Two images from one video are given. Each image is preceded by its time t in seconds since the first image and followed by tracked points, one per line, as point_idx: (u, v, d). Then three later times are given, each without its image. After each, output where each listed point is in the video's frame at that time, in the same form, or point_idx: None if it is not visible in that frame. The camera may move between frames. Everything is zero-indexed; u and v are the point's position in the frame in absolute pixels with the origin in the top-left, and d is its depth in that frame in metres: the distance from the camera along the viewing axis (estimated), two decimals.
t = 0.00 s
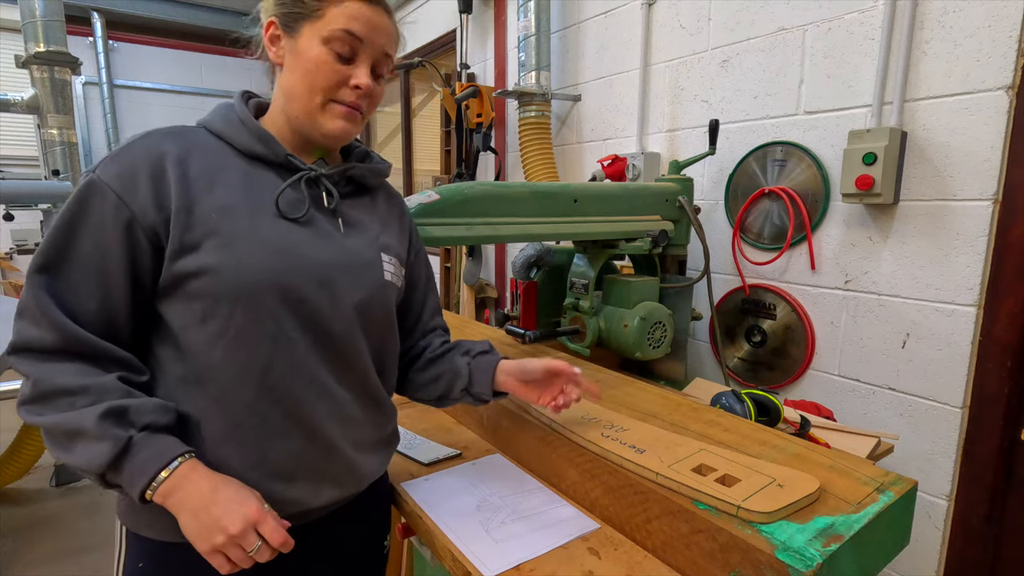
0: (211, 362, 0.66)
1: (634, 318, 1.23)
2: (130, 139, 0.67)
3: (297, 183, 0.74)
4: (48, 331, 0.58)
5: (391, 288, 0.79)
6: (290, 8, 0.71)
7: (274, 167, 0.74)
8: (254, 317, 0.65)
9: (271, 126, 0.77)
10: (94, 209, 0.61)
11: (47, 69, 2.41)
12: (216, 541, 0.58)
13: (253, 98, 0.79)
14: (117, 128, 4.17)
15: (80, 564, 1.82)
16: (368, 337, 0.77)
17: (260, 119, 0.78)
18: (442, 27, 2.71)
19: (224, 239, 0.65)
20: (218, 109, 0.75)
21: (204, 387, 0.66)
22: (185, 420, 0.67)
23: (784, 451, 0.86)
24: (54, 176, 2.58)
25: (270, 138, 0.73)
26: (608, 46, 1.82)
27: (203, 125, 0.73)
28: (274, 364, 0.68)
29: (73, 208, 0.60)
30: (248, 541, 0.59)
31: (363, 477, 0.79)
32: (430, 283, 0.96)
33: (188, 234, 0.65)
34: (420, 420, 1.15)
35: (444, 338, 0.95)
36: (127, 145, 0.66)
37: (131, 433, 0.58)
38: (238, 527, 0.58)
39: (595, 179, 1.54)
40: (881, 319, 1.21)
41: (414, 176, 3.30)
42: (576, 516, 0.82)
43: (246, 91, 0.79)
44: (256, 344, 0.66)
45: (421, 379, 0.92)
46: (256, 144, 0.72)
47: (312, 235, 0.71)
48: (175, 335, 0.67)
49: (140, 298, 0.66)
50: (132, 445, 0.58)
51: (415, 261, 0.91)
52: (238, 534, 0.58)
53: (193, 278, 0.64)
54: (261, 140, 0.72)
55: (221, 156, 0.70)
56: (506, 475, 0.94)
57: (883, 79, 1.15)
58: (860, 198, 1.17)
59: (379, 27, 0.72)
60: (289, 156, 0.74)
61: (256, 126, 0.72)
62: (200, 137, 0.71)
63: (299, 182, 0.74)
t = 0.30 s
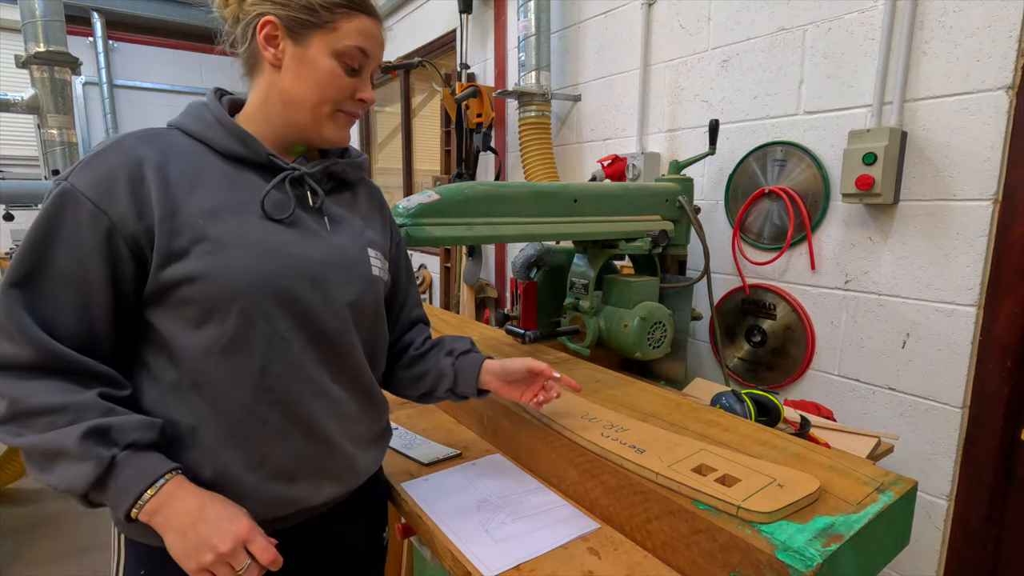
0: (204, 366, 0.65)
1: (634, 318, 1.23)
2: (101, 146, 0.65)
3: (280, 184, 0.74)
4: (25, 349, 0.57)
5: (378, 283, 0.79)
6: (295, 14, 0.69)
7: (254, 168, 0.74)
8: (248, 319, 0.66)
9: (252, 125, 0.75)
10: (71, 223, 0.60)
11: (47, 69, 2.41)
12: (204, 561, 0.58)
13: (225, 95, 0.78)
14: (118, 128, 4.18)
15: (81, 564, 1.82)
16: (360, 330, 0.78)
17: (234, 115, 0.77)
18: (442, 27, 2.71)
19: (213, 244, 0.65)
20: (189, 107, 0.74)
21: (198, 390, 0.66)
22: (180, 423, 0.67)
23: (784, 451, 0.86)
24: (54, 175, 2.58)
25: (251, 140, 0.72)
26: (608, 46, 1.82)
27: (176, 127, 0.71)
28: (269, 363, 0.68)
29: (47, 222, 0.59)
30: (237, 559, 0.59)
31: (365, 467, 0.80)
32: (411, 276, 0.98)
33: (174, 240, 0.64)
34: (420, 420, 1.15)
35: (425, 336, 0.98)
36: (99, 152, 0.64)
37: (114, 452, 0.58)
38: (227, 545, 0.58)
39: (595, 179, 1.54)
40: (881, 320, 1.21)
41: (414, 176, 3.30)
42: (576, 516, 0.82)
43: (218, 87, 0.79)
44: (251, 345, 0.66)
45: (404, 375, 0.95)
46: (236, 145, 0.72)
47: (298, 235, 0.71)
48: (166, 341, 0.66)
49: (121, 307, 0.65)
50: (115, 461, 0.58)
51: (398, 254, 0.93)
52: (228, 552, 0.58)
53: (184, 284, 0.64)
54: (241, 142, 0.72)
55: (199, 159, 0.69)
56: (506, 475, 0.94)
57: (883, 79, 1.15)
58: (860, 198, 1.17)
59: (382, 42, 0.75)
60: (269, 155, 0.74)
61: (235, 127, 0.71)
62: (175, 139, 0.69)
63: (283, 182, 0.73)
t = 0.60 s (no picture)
0: (212, 370, 0.65)
1: (634, 318, 1.23)
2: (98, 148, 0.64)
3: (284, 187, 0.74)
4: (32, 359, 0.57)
5: (377, 282, 0.80)
6: (301, 13, 0.69)
7: (257, 169, 0.73)
8: (258, 321, 0.66)
9: (251, 124, 0.75)
10: (75, 229, 0.59)
11: (47, 69, 2.41)
12: None
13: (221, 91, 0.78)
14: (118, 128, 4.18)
15: (82, 564, 1.82)
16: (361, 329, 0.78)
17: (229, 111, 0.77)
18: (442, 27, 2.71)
19: (222, 249, 0.65)
20: (184, 105, 0.74)
21: (203, 393, 0.66)
22: (186, 426, 0.67)
23: (784, 451, 0.86)
24: (54, 175, 2.58)
25: (253, 141, 0.72)
26: (608, 46, 1.82)
27: (173, 127, 0.71)
28: (276, 365, 0.68)
29: (49, 229, 0.58)
30: None
31: (362, 463, 0.81)
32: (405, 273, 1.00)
33: (182, 244, 0.64)
34: (420, 420, 1.15)
35: (418, 330, 1.00)
36: (97, 155, 0.63)
37: (122, 470, 0.58)
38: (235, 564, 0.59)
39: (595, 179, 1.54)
40: (881, 320, 1.21)
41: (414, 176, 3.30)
42: (576, 516, 0.82)
43: (213, 83, 0.79)
44: (260, 347, 0.67)
45: (395, 369, 0.97)
46: (236, 146, 0.71)
47: (301, 237, 0.71)
48: (169, 344, 0.66)
49: (127, 314, 0.65)
50: (122, 480, 0.58)
51: (392, 251, 0.95)
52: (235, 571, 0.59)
53: (192, 289, 0.64)
54: (241, 143, 0.72)
55: (199, 160, 0.69)
56: (506, 475, 0.94)
57: (883, 79, 1.15)
58: (860, 198, 1.17)
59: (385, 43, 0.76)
60: (271, 157, 0.74)
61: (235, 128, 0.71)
62: (174, 140, 0.69)
63: (286, 185, 0.74)
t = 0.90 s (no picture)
0: (230, 375, 0.66)
1: (634, 318, 1.23)
2: (117, 151, 0.63)
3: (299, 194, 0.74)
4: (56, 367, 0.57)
5: (384, 286, 0.81)
6: (313, 17, 0.69)
7: (273, 175, 0.73)
8: (278, 327, 0.66)
9: (263, 126, 0.75)
10: (98, 236, 0.59)
11: (47, 69, 2.41)
12: None
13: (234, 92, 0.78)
14: (118, 128, 4.18)
15: (82, 564, 1.82)
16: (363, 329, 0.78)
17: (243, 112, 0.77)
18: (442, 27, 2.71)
19: (242, 257, 0.65)
20: (198, 106, 0.73)
21: (219, 396, 0.66)
22: (198, 429, 0.67)
23: (784, 451, 0.86)
24: (54, 175, 2.58)
25: (269, 148, 0.72)
26: (608, 46, 1.82)
27: (188, 129, 0.70)
28: (286, 367, 0.68)
29: (73, 234, 0.58)
30: None
31: (363, 462, 0.81)
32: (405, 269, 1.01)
33: (203, 251, 0.64)
34: (420, 420, 1.15)
35: (422, 327, 1.01)
36: (118, 158, 0.62)
37: (139, 491, 0.59)
38: None
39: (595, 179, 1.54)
40: (880, 320, 1.21)
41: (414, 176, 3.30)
42: (576, 515, 0.82)
43: (226, 84, 0.79)
44: (278, 353, 0.67)
45: (402, 367, 0.98)
46: (252, 151, 0.71)
47: (317, 244, 0.71)
48: (174, 346, 0.67)
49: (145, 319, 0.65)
50: (140, 500, 0.59)
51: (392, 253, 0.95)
52: None
53: (203, 296, 0.65)
54: (257, 147, 0.71)
55: (215, 164, 0.68)
56: (506, 475, 0.94)
57: (883, 79, 1.15)
58: (860, 198, 1.17)
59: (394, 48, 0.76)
60: (286, 162, 0.74)
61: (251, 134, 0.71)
62: (191, 143, 0.68)
63: (302, 193, 0.74)
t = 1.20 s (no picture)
0: (238, 377, 0.66)
1: (634, 318, 1.23)
2: (132, 152, 0.63)
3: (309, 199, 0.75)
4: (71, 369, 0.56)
5: (387, 289, 0.81)
6: (290, 8, 0.70)
7: (282, 178, 0.74)
8: (287, 329, 0.67)
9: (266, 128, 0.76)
10: (116, 237, 0.58)
11: (47, 69, 2.41)
12: None
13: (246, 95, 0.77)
14: (118, 128, 4.18)
15: (81, 565, 1.82)
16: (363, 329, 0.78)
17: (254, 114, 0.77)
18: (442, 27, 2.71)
19: (255, 259, 0.65)
20: (211, 108, 0.73)
21: (230, 396, 0.66)
22: (202, 429, 0.67)
23: (784, 451, 0.86)
24: (54, 176, 2.58)
25: (281, 151, 0.72)
26: (608, 46, 1.82)
27: (200, 131, 0.70)
28: (289, 367, 0.68)
29: (91, 235, 0.57)
30: None
31: (361, 460, 0.81)
32: (415, 265, 1.03)
33: (217, 254, 0.64)
34: (420, 420, 1.15)
35: (455, 338, 1.03)
36: (135, 159, 0.62)
37: (153, 496, 0.59)
38: None
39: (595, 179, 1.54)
40: (881, 320, 1.21)
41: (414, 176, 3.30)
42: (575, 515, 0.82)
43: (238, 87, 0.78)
44: (287, 355, 0.68)
45: (434, 378, 1.01)
46: (265, 156, 0.71)
47: (324, 249, 0.72)
48: (178, 347, 0.67)
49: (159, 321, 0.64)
50: (154, 506, 0.59)
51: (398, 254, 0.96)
52: None
53: (208, 296, 0.64)
54: (269, 152, 0.72)
55: (228, 167, 0.68)
56: (506, 475, 0.94)
57: (883, 80, 1.15)
58: (860, 198, 1.17)
59: (381, 32, 0.74)
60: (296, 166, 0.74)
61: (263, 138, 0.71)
62: (204, 146, 0.68)
63: (311, 198, 0.74)
